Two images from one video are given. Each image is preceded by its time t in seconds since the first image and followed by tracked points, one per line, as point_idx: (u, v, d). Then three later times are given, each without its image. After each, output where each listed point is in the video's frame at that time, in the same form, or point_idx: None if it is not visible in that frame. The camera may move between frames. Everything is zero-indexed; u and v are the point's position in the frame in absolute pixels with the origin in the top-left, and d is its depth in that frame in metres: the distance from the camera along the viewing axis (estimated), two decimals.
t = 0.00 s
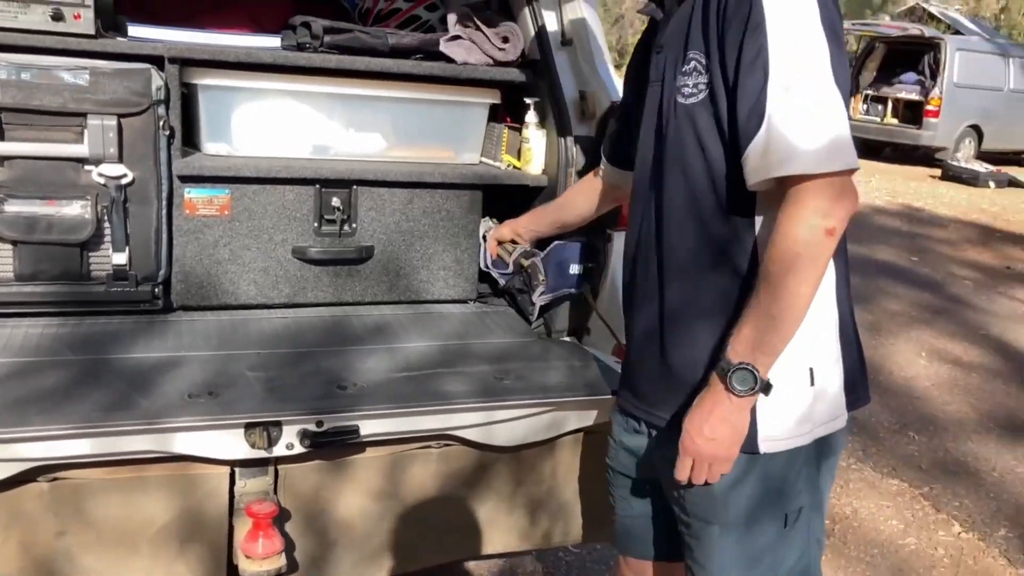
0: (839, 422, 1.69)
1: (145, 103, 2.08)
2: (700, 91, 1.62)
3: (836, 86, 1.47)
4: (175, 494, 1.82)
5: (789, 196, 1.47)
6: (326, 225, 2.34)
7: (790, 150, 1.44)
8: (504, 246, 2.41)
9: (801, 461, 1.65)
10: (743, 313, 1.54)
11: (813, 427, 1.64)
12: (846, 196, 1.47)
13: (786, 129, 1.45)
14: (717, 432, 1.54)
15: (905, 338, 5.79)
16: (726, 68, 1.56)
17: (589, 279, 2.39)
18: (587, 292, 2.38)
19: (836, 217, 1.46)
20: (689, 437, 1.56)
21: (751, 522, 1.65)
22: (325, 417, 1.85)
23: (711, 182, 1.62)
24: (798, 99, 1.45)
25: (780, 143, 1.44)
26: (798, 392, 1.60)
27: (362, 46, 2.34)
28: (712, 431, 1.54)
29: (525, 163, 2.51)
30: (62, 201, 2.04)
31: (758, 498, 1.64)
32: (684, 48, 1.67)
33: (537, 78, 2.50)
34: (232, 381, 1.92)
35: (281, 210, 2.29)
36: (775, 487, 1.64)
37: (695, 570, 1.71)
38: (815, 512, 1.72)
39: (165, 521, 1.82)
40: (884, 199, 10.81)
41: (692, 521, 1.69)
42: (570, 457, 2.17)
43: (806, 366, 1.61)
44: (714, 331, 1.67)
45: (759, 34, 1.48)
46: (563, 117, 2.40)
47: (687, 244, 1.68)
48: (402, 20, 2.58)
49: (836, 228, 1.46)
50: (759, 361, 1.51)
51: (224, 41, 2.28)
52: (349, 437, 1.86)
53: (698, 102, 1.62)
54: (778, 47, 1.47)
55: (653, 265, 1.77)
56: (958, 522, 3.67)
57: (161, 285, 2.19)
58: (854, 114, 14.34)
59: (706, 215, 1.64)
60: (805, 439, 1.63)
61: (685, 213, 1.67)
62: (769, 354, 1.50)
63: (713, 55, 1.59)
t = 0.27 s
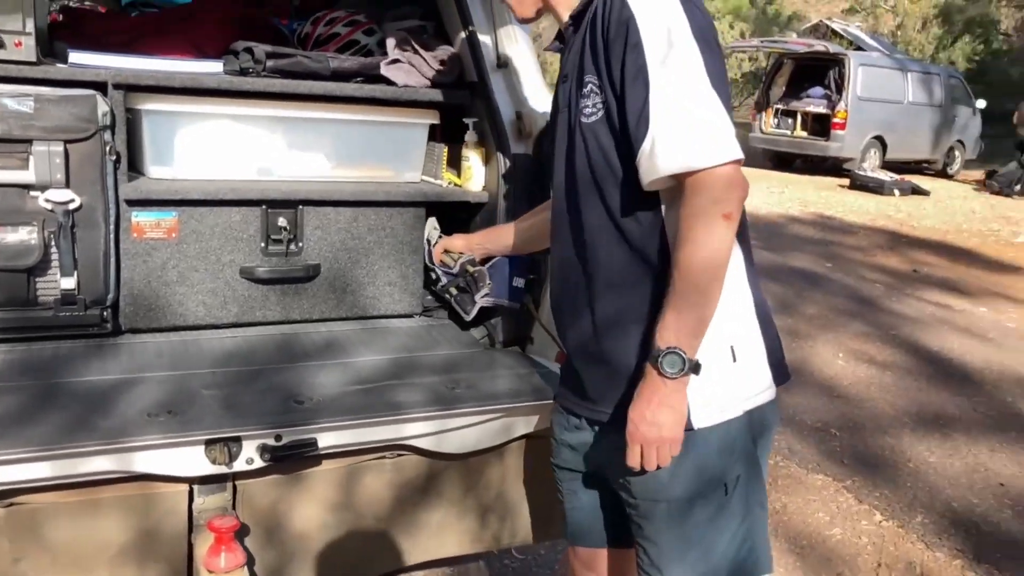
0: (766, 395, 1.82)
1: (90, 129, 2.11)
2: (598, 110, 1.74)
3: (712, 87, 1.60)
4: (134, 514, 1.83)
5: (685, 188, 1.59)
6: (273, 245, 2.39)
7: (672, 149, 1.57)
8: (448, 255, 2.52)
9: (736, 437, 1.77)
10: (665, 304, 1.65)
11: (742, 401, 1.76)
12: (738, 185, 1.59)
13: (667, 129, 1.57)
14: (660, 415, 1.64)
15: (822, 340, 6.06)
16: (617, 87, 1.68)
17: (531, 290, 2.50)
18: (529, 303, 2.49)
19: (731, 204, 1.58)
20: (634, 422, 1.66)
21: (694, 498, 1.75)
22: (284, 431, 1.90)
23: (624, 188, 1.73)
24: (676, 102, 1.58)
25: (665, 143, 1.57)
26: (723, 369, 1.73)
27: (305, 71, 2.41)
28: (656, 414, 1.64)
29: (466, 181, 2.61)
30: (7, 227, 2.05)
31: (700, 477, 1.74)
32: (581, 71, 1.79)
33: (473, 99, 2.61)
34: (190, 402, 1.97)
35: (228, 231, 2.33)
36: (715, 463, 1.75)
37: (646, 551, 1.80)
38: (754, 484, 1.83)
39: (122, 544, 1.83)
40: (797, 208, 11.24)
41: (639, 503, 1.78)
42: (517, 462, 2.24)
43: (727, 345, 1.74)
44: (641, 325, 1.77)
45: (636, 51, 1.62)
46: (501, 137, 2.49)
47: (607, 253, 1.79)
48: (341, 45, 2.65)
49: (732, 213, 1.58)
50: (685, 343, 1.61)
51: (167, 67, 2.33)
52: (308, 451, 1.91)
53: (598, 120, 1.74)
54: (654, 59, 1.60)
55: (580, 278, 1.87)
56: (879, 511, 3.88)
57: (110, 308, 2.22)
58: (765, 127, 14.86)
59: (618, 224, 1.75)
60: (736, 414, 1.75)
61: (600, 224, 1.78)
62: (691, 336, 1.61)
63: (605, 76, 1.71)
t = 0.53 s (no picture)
0: (712, 403, 1.94)
1: (47, 179, 2.15)
2: (542, 146, 1.80)
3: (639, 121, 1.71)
4: (103, 555, 1.86)
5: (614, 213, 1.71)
6: (229, 286, 2.44)
7: (603, 177, 1.68)
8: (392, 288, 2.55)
9: (686, 446, 1.88)
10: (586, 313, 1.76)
11: (690, 410, 1.88)
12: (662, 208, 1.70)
13: (598, 160, 1.68)
14: (569, 410, 1.75)
15: (757, 360, 6.27)
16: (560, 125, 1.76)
17: (482, 320, 2.60)
18: (481, 332, 2.60)
19: (655, 225, 1.69)
20: (547, 414, 1.77)
21: (650, 506, 1.86)
22: (252, 466, 1.97)
23: (574, 218, 1.82)
24: (606, 135, 1.69)
25: (594, 172, 1.69)
26: (671, 381, 1.84)
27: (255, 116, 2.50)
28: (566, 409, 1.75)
29: (416, 218, 2.70)
30: None
31: (658, 482, 1.85)
32: (522, 108, 1.85)
33: (419, 138, 2.71)
34: (157, 443, 2.02)
35: (184, 274, 2.39)
36: (669, 471, 1.86)
37: (609, 559, 1.90)
38: (705, 488, 1.95)
39: None
40: (727, 233, 11.58)
41: (603, 516, 1.88)
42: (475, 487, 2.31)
43: (673, 357, 1.86)
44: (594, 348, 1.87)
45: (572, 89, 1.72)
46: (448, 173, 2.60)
47: (559, 281, 1.87)
48: (288, 90, 2.72)
49: (656, 234, 1.70)
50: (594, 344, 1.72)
51: (120, 116, 2.37)
52: (275, 485, 1.97)
53: (543, 157, 1.81)
54: (586, 95, 1.71)
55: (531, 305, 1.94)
56: (819, 521, 4.04)
57: (69, 354, 2.25)
58: (692, 155, 15.28)
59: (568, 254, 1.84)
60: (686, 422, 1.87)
61: (550, 254, 1.86)
62: (607, 342, 1.72)
63: (548, 114, 1.78)
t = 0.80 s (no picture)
0: (699, 433, 2.07)
1: (60, 235, 2.24)
2: (535, 199, 1.95)
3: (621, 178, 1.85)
4: None
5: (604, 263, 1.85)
6: (231, 331, 2.54)
7: (591, 229, 1.83)
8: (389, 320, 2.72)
9: (678, 474, 2.01)
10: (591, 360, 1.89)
11: (680, 440, 2.01)
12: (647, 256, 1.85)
13: (585, 213, 1.83)
14: (589, 455, 1.88)
15: (731, 387, 6.43)
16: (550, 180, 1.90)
17: (472, 358, 2.70)
18: (473, 368, 2.69)
19: (643, 272, 1.84)
20: (568, 463, 1.89)
21: (646, 533, 1.98)
22: (265, 503, 2.05)
23: (566, 265, 1.95)
24: (592, 190, 1.83)
25: (583, 224, 1.83)
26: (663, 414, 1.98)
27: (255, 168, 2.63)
28: (583, 454, 1.87)
29: (409, 259, 2.84)
30: None
31: (651, 510, 1.97)
32: (514, 164, 2.00)
33: (411, 185, 2.83)
34: (172, 485, 2.09)
35: (189, 321, 2.48)
36: (663, 498, 1.99)
37: None
38: (696, 513, 2.08)
39: None
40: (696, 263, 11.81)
41: (600, 543, 2.00)
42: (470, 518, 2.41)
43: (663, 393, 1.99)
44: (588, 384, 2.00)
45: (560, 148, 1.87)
46: (438, 219, 2.74)
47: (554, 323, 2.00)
48: (284, 141, 2.86)
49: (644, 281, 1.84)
50: (607, 394, 1.85)
51: (125, 171, 2.47)
52: (287, 520, 2.05)
53: (535, 209, 1.95)
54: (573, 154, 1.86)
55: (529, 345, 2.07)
56: (798, 543, 4.17)
57: (81, 401, 2.33)
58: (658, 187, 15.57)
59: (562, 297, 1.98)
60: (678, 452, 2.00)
61: (545, 297, 2.00)
62: (613, 386, 1.85)
63: (539, 169, 1.93)
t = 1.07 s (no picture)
0: (727, 452, 2.15)
1: (102, 265, 2.33)
2: (565, 227, 2.03)
3: (651, 207, 1.94)
4: None
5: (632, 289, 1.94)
6: (263, 356, 2.63)
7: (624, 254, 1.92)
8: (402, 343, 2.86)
9: (708, 491, 2.09)
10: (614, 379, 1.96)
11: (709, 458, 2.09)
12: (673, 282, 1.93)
13: (618, 239, 1.92)
14: (603, 472, 1.95)
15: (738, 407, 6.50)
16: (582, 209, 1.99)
17: (493, 380, 2.77)
18: (495, 391, 2.76)
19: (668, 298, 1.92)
20: (584, 476, 1.97)
21: (677, 547, 2.06)
22: (303, 524, 2.11)
23: (596, 290, 2.04)
24: (624, 217, 1.92)
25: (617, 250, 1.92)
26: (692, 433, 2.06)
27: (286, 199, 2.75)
28: (598, 471, 1.95)
29: (432, 285, 2.92)
30: (28, 357, 2.24)
31: (683, 526, 2.05)
32: (544, 194, 2.08)
33: (435, 213, 2.93)
34: (213, 507, 2.16)
35: (223, 346, 2.57)
36: (694, 515, 2.06)
37: None
38: (725, 528, 2.16)
39: None
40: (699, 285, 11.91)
41: (634, 559, 2.08)
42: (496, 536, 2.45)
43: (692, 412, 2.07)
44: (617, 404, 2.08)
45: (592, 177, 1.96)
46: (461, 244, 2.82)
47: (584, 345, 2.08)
48: (312, 173, 2.97)
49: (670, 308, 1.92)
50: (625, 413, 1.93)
51: (163, 203, 2.57)
52: (324, 540, 2.11)
53: (566, 237, 2.03)
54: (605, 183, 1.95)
55: (559, 367, 2.15)
56: (810, 561, 4.22)
57: (120, 426, 2.40)
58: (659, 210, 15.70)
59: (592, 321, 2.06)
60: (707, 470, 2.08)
61: (575, 321, 2.08)
62: (632, 406, 1.93)
63: (570, 199, 2.02)
